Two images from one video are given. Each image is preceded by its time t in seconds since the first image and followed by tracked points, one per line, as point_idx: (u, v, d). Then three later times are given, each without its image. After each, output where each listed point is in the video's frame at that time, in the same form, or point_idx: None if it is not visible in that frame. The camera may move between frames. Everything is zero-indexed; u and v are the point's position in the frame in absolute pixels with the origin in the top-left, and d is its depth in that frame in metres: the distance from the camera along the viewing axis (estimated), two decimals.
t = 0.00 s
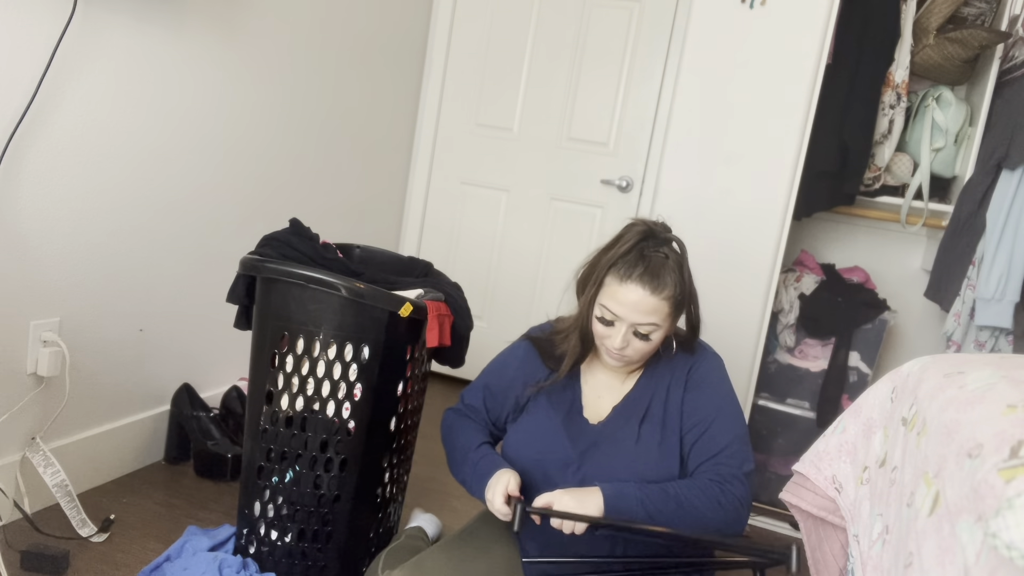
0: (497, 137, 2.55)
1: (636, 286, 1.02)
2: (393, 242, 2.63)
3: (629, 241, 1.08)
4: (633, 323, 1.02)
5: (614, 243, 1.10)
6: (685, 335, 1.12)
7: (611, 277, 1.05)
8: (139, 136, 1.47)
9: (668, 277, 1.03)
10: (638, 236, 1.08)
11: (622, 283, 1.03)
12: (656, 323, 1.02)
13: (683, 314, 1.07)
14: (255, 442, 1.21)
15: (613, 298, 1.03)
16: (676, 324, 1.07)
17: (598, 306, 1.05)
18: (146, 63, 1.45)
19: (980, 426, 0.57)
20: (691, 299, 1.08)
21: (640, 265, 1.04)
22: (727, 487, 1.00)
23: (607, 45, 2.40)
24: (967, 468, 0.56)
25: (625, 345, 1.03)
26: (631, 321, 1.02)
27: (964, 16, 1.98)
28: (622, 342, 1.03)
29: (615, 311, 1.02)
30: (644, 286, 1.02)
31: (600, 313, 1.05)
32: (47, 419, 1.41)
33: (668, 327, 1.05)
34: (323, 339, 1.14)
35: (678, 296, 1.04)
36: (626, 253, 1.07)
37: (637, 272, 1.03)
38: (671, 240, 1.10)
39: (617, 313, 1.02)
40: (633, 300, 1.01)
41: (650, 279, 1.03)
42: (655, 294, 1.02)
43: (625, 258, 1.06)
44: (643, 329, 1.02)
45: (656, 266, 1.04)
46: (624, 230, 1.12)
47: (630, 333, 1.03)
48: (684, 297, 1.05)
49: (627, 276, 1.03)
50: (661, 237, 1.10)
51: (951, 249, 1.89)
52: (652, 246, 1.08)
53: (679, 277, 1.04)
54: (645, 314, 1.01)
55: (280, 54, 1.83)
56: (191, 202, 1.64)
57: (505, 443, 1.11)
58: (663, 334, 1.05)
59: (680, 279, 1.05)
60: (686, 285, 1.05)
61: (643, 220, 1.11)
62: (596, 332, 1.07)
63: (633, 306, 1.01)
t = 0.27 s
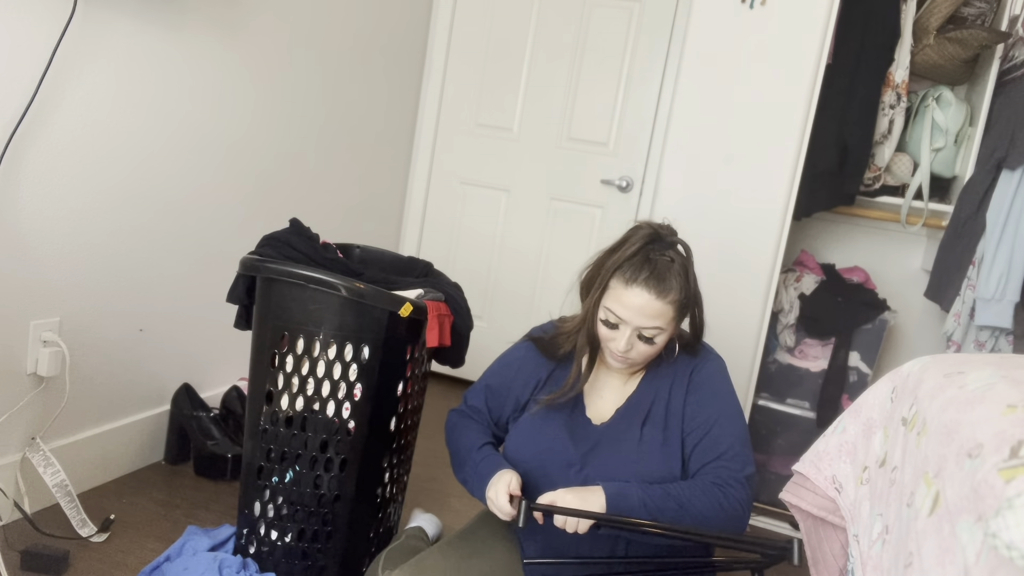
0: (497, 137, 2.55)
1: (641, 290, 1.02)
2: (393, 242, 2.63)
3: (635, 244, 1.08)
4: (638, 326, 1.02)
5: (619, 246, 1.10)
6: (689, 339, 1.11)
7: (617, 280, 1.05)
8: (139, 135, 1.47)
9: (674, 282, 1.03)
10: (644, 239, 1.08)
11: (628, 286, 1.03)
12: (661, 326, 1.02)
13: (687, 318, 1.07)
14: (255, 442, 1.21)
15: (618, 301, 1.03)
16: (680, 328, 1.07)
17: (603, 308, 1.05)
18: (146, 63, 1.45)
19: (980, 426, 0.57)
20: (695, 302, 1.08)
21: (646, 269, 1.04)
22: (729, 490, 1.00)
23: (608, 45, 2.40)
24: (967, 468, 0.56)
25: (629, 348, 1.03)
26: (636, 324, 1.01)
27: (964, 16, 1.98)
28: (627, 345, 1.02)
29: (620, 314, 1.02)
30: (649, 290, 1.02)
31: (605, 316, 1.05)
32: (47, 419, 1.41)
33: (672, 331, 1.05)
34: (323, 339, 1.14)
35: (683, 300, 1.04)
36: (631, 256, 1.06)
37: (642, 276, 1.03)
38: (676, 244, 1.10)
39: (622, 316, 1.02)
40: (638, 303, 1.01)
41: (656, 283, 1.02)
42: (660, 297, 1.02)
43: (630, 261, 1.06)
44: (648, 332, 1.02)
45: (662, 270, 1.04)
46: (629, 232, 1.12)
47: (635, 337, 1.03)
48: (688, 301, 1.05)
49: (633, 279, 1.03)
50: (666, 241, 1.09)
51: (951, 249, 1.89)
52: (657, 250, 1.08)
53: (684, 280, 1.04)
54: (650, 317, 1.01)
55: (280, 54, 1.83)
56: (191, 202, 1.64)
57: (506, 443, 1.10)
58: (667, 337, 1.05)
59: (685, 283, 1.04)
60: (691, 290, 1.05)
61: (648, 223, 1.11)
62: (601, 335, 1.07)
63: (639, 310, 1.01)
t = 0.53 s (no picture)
0: (497, 137, 2.55)
1: (642, 290, 1.02)
2: (393, 242, 2.63)
3: (636, 244, 1.08)
4: (640, 327, 1.01)
5: (620, 246, 1.10)
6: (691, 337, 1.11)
7: (618, 280, 1.05)
8: (139, 135, 1.47)
9: (675, 281, 1.03)
10: (645, 239, 1.08)
11: (629, 287, 1.03)
12: (663, 326, 1.02)
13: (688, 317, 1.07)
14: (255, 442, 1.21)
15: (619, 301, 1.03)
16: (681, 327, 1.07)
17: (605, 309, 1.05)
18: (146, 63, 1.45)
19: (979, 426, 0.57)
20: (697, 301, 1.07)
21: (647, 269, 1.04)
22: (730, 490, 1.00)
23: (608, 45, 2.40)
24: (967, 468, 0.56)
25: (632, 349, 1.03)
26: (638, 325, 1.01)
27: (964, 16, 1.98)
28: (629, 345, 1.02)
29: (622, 314, 1.02)
30: (650, 290, 1.02)
31: (607, 317, 1.05)
32: (47, 419, 1.41)
33: (673, 330, 1.05)
34: (323, 339, 1.14)
35: (684, 299, 1.04)
36: (632, 256, 1.06)
37: (644, 276, 1.03)
38: (676, 243, 1.10)
39: (624, 316, 1.02)
40: (640, 304, 1.01)
41: (657, 283, 1.02)
42: (662, 297, 1.02)
43: (631, 261, 1.06)
44: (649, 332, 1.02)
45: (663, 270, 1.04)
46: (629, 232, 1.12)
47: (637, 337, 1.03)
48: (689, 301, 1.05)
49: (634, 280, 1.03)
50: (666, 240, 1.10)
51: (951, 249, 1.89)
52: (657, 249, 1.08)
53: (684, 280, 1.04)
54: (651, 317, 1.01)
55: (280, 54, 1.83)
56: (190, 202, 1.64)
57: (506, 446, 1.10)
58: (669, 337, 1.05)
59: (686, 282, 1.04)
60: (692, 289, 1.05)
61: (648, 223, 1.11)
62: (603, 335, 1.07)
63: (641, 310, 1.01)
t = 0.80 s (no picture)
0: (497, 137, 2.55)
1: (639, 289, 1.02)
2: (393, 241, 2.63)
3: (632, 244, 1.08)
4: (638, 326, 1.01)
5: (616, 246, 1.10)
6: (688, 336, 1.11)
7: (615, 280, 1.04)
8: (139, 135, 1.47)
9: (672, 280, 1.03)
10: (640, 238, 1.08)
11: (626, 286, 1.03)
12: (660, 325, 1.02)
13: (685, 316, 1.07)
14: (255, 442, 1.21)
15: (617, 301, 1.03)
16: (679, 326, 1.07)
17: (602, 309, 1.05)
18: (146, 63, 1.45)
19: (980, 426, 0.57)
20: (694, 300, 1.07)
21: (644, 268, 1.04)
22: (729, 490, 1.00)
23: (608, 45, 2.40)
24: (967, 468, 0.56)
25: (630, 348, 1.03)
26: (636, 324, 1.01)
27: (964, 16, 1.98)
28: (627, 345, 1.02)
29: (619, 314, 1.02)
30: (648, 290, 1.02)
31: (604, 317, 1.05)
32: (47, 419, 1.41)
33: (671, 329, 1.05)
34: (323, 339, 1.14)
35: (681, 298, 1.04)
36: (628, 256, 1.06)
37: (640, 276, 1.03)
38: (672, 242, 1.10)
39: (621, 316, 1.02)
40: (637, 303, 1.01)
41: (654, 282, 1.02)
42: (658, 296, 1.01)
43: (627, 261, 1.06)
44: (647, 331, 1.02)
45: (659, 269, 1.04)
46: (625, 232, 1.12)
47: (635, 336, 1.02)
48: (686, 299, 1.05)
49: (631, 279, 1.03)
50: (662, 239, 1.10)
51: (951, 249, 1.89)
52: (653, 248, 1.08)
53: (681, 278, 1.04)
54: (649, 316, 1.01)
55: (280, 54, 1.83)
56: (190, 202, 1.64)
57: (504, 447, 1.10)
58: (667, 336, 1.05)
59: (682, 281, 1.05)
60: (689, 288, 1.05)
61: (643, 223, 1.11)
62: (601, 336, 1.07)
63: (638, 310, 1.01)
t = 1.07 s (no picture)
0: (497, 136, 2.55)
1: (634, 287, 1.02)
2: (393, 241, 2.63)
3: (625, 241, 1.08)
4: (633, 324, 1.02)
5: (610, 244, 1.10)
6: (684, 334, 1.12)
7: (610, 278, 1.05)
8: (139, 135, 1.47)
9: (666, 277, 1.04)
10: (634, 235, 1.08)
11: (620, 284, 1.03)
12: (656, 322, 1.03)
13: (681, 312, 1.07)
14: (255, 442, 1.21)
15: (612, 299, 1.03)
16: (675, 323, 1.07)
17: (597, 308, 1.05)
18: (146, 63, 1.45)
19: (980, 426, 0.57)
20: (689, 296, 1.08)
21: (637, 265, 1.04)
22: (727, 493, 1.00)
23: (608, 45, 2.40)
24: (967, 468, 0.56)
25: (625, 346, 1.03)
26: (631, 322, 1.02)
27: (964, 16, 1.98)
28: (623, 343, 1.03)
29: (614, 312, 1.03)
30: (642, 286, 1.02)
31: (599, 315, 1.05)
32: (47, 419, 1.41)
33: (667, 326, 1.05)
34: (323, 339, 1.14)
35: (676, 294, 1.04)
36: (622, 253, 1.07)
37: (634, 273, 1.03)
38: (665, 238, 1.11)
39: (617, 314, 1.02)
40: (632, 301, 1.01)
41: (648, 279, 1.03)
42: (653, 293, 1.02)
43: (621, 258, 1.06)
44: (643, 329, 1.03)
45: (653, 265, 1.04)
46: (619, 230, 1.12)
47: (630, 334, 1.03)
48: (681, 295, 1.06)
49: (626, 277, 1.03)
50: (655, 235, 1.10)
51: (951, 249, 1.89)
52: (647, 245, 1.08)
53: (676, 274, 1.04)
54: (644, 314, 1.02)
55: (280, 54, 1.83)
56: (190, 202, 1.64)
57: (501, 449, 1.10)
58: (663, 332, 1.05)
59: (677, 276, 1.05)
60: (684, 284, 1.05)
61: (637, 220, 1.11)
62: (597, 335, 1.07)
63: (633, 307, 1.02)
